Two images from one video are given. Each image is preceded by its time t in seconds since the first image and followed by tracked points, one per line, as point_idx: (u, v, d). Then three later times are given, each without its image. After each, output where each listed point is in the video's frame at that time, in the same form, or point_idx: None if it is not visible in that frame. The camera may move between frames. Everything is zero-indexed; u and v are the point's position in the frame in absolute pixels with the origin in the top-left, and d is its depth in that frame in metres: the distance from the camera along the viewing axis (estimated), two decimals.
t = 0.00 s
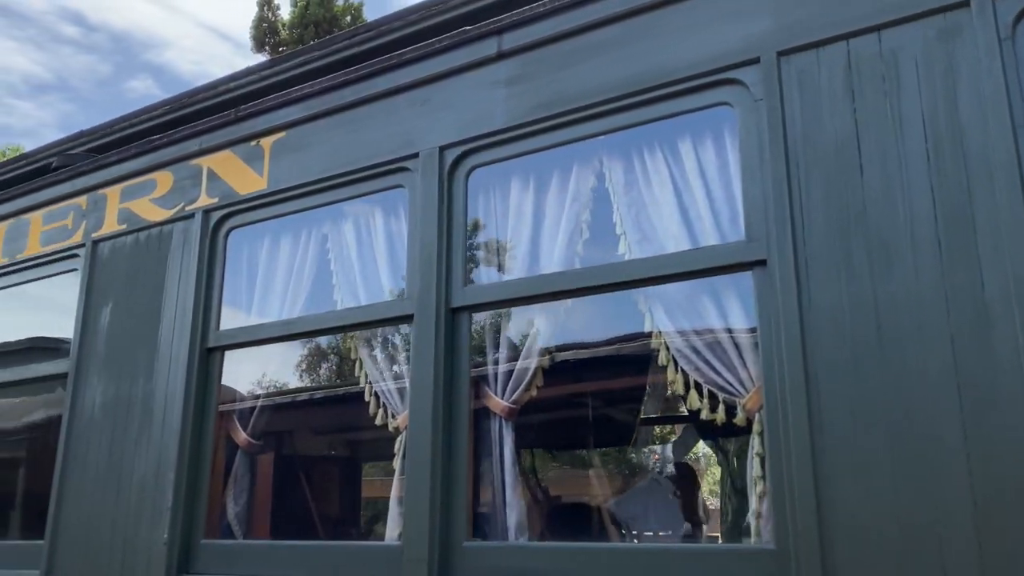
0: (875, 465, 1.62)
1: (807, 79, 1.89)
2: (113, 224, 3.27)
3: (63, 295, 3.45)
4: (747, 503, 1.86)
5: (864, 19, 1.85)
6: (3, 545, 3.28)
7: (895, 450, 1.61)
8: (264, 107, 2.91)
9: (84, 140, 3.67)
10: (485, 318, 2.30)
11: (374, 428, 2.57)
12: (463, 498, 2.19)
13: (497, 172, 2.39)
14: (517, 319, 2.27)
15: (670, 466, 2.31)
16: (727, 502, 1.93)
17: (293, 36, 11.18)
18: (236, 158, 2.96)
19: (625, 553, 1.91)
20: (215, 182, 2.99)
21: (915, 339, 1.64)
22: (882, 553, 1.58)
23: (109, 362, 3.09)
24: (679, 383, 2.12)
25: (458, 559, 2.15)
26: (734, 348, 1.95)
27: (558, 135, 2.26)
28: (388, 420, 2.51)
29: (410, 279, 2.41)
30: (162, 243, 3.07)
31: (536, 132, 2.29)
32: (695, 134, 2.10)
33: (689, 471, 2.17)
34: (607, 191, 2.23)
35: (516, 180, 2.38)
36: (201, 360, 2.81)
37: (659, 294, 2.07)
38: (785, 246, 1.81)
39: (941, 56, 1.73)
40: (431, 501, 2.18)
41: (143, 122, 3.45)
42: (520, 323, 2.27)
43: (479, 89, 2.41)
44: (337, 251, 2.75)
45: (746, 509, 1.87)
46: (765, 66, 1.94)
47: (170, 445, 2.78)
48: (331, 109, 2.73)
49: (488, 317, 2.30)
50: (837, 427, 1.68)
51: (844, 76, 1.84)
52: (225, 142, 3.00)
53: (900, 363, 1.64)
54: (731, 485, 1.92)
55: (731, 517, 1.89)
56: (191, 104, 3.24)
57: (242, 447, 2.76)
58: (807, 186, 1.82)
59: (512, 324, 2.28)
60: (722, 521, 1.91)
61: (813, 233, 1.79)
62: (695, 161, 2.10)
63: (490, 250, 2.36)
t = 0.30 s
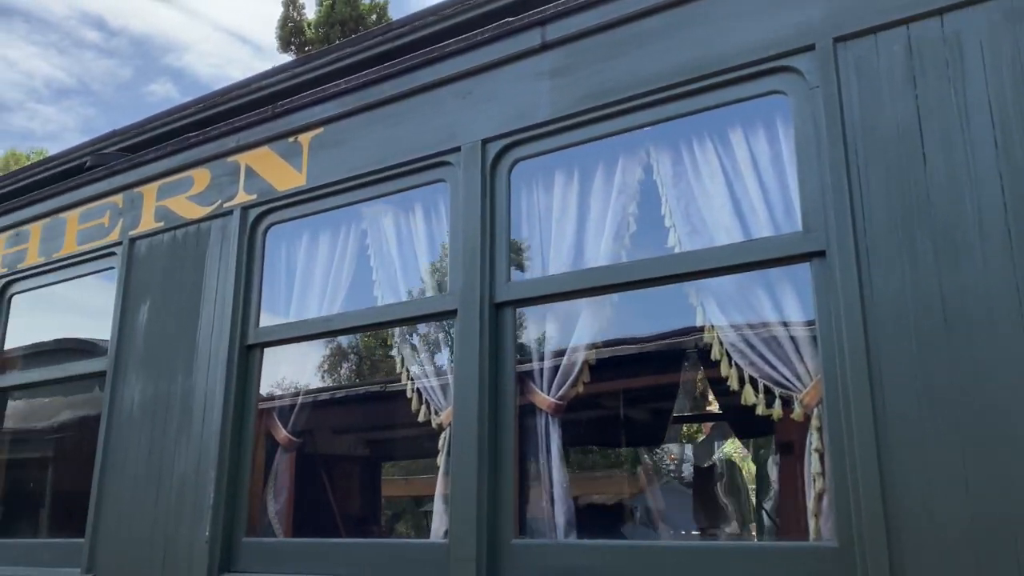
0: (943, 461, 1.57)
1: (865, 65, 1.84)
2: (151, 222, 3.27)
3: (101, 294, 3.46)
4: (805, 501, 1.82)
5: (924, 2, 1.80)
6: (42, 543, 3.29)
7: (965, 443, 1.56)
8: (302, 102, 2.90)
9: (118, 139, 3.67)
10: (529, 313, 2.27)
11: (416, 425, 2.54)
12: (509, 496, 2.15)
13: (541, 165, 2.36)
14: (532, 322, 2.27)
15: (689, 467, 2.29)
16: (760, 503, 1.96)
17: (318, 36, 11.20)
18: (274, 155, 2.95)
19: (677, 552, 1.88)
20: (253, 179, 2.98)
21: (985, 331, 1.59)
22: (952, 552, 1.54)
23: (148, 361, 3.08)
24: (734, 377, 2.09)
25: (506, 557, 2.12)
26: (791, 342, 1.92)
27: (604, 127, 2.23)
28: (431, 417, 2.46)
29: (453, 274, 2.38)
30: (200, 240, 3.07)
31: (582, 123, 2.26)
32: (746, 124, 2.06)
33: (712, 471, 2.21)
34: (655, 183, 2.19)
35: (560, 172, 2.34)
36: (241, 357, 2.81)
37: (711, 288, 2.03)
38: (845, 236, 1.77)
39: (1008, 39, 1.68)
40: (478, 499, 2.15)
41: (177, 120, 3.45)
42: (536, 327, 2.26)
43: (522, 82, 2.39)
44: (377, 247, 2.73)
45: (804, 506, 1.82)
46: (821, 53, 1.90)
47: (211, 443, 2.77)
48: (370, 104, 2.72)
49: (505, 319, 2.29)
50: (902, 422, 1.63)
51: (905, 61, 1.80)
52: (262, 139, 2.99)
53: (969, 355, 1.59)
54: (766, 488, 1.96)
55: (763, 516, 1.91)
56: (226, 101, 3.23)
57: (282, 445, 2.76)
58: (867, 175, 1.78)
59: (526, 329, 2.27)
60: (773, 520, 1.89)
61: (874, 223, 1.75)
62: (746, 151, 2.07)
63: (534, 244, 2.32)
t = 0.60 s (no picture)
0: (1014, 457, 1.52)
1: (924, 49, 1.80)
2: (185, 218, 3.27)
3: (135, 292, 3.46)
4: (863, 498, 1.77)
5: None
6: (79, 541, 3.29)
7: None
8: (338, 97, 2.88)
9: (150, 137, 3.67)
10: (572, 307, 2.23)
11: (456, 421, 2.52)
12: (554, 494, 2.11)
13: (582, 156, 2.32)
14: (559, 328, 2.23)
15: (706, 468, 2.22)
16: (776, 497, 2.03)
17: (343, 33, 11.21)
18: (309, 150, 2.93)
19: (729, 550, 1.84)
20: (287, 175, 2.96)
21: None
22: None
23: (183, 358, 3.07)
24: (787, 372, 2.04)
25: (551, 556, 2.07)
26: (846, 335, 1.87)
27: (649, 117, 2.18)
28: (472, 413, 2.46)
29: (492, 268, 2.35)
30: (234, 237, 3.07)
31: (625, 113, 2.22)
32: (797, 112, 2.02)
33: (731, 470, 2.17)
34: (702, 173, 2.15)
35: (602, 164, 2.30)
36: (278, 354, 2.79)
37: (761, 280, 1.98)
38: (904, 225, 1.72)
39: None
40: (522, 497, 2.11)
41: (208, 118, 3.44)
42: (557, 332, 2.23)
43: (563, 72, 2.35)
44: (414, 242, 2.70)
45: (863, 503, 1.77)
46: (876, 37, 1.85)
47: (248, 440, 2.75)
48: (407, 97, 2.69)
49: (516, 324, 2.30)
50: (969, 416, 1.58)
51: (966, 44, 1.75)
52: (297, 134, 2.97)
53: None
54: (783, 485, 2.03)
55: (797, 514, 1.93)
56: (259, 97, 3.21)
57: (320, 442, 2.75)
58: (927, 163, 1.73)
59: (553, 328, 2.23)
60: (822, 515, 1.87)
61: (936, 211, 1.70)
62: (798, 140, 2.02)
63: (575, 237, 2.28)
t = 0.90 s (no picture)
0: None
1: (988, 28, 1.75)
2: (221, 214, 3.26)
3: (171, 288, 3.45)
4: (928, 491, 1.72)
5: None
6: (118, 537, 3.30)
7: None
8: (375, 89, 2.85)
9: (183, 133, 3.67)
10: (618, 299, 2.18)
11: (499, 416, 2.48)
12: (603, 488, 2.07)
13: (627, 144, 2.28)
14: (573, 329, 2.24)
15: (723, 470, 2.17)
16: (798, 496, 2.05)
17: (369, 30, 11.20)
18: (346, 143, 2.91)
19: (787, 545, 1.80)
20: (325, 169, 2.95)
21: None
22: None
23: (220, 354, 3.07)
24: (847, 362, 2.00)
25: (601, 552, 2.03)
26: (911, 328, 1.81)
27: (697, 103, 2.14)
28: (516, 407, 2.42)
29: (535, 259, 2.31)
30: (272, 233, 3.06)
31: (673, 100, 2.18)
32: (853, 95, 1.97)
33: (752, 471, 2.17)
34: (753, 160, 2.10)
35: (648, 152, 2.26)
36: (317, 349, 2.78)
37: (817, 268, 1.93)
38: (971, 208, 1.67)
39: None
40: (570, 491, 2.07)
41: (242, 113, 3.42)
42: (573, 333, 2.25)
43: (607, 59, 2.31)
44: (453, 234, 2.67)
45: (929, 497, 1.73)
46: (937, 17, 1.80)
47: (288, 436, 2.74)
48: (447, 87, 2.66)
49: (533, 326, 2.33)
50: None
51: None
52: (334, 127, 2.95)
53: None
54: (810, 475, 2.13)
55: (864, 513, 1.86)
56: (294, 92, 3.20)
57: (360, 437, 2.73)
58: (994, 144, 1.68)
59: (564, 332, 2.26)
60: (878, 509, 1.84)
61: (1004, 194, 1.65)
62: (853, 124, 1.97)
63: (620, 227, 2.24)
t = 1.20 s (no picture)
0: None
1: None
2: (258, 211, 3.26)
3: (209, 286, 3.46)
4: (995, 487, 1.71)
5: None
6: (158, 535, 3.30)
7: None
8: (413, 83, 2.84)
9: (218, 132, 3.67)
10: (666, 292, 2.14)
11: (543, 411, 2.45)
12: (654, 484, 2.02)
13: (673, 134, 2.24)
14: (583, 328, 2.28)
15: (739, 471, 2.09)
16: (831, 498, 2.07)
17: (397, 29, 11.21)
18: (384, 138, 2.89)
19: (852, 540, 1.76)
20: (362, 164, 2.93)
21: None
22: None
23: (260, 351, 3.07)
24: (906, 353, 1.97)
25: (653, 549, 1.99)
26: (972, 315, 1.77)
27: (746, 91, 2.10)
28: (560, 403, 2.39)
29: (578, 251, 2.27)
30: (310, 229, 3.05)
31: (721, 88, 2.14)
32: (909, 80, 1.92)
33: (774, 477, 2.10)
34: (805, 148, 2.05)
35: (695, 142, 2.22)
36: (357, 346, 2.76)
37: (874, 258, 1.88)
38: None
39: None
40: (620, 486, 2.03)
41: (275, 111, 3.41)
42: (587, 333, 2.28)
43: (652, 48, 2.28)
44: (493, 229, 2.64)
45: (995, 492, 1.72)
46: None
47: (330, 432, 2.72)
48: (487, 80, 2.64)
49: (554, 324, 2.37)
50: None
51: None
52: (371, 123, 2.94)
53: None
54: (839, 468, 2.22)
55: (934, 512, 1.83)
56: (329, 88, 3.18)
57: (401, 433, 2.70)
58: None
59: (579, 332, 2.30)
60: (923, 509, 1.86)
61: None
62: (910, 109, 1.92)
63: (667, 218, 2.20)
